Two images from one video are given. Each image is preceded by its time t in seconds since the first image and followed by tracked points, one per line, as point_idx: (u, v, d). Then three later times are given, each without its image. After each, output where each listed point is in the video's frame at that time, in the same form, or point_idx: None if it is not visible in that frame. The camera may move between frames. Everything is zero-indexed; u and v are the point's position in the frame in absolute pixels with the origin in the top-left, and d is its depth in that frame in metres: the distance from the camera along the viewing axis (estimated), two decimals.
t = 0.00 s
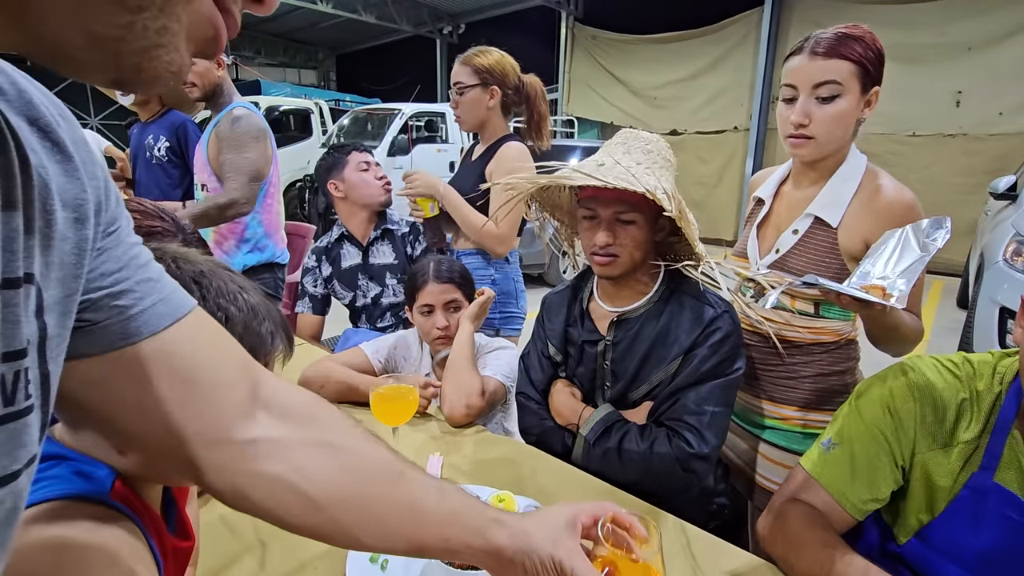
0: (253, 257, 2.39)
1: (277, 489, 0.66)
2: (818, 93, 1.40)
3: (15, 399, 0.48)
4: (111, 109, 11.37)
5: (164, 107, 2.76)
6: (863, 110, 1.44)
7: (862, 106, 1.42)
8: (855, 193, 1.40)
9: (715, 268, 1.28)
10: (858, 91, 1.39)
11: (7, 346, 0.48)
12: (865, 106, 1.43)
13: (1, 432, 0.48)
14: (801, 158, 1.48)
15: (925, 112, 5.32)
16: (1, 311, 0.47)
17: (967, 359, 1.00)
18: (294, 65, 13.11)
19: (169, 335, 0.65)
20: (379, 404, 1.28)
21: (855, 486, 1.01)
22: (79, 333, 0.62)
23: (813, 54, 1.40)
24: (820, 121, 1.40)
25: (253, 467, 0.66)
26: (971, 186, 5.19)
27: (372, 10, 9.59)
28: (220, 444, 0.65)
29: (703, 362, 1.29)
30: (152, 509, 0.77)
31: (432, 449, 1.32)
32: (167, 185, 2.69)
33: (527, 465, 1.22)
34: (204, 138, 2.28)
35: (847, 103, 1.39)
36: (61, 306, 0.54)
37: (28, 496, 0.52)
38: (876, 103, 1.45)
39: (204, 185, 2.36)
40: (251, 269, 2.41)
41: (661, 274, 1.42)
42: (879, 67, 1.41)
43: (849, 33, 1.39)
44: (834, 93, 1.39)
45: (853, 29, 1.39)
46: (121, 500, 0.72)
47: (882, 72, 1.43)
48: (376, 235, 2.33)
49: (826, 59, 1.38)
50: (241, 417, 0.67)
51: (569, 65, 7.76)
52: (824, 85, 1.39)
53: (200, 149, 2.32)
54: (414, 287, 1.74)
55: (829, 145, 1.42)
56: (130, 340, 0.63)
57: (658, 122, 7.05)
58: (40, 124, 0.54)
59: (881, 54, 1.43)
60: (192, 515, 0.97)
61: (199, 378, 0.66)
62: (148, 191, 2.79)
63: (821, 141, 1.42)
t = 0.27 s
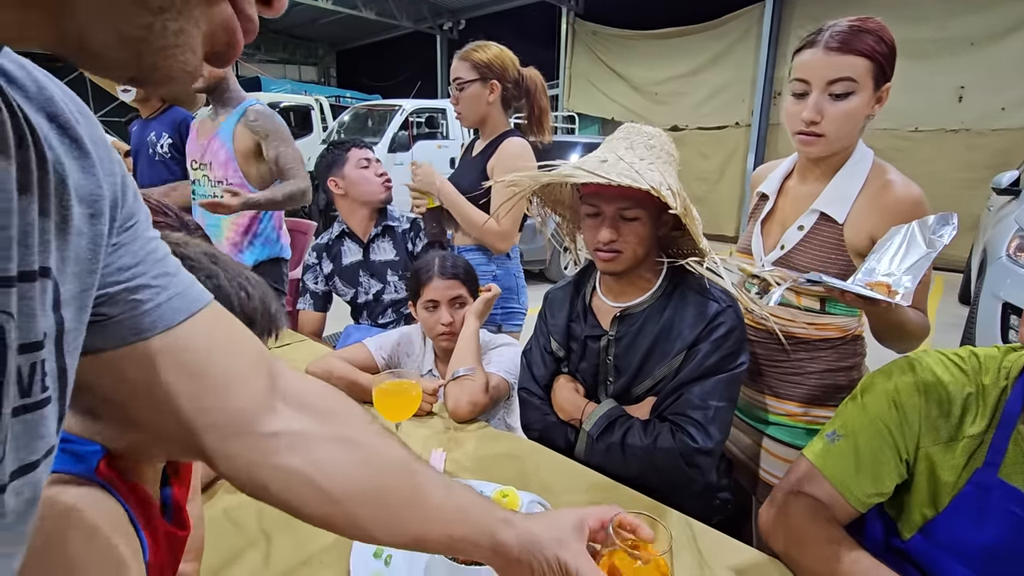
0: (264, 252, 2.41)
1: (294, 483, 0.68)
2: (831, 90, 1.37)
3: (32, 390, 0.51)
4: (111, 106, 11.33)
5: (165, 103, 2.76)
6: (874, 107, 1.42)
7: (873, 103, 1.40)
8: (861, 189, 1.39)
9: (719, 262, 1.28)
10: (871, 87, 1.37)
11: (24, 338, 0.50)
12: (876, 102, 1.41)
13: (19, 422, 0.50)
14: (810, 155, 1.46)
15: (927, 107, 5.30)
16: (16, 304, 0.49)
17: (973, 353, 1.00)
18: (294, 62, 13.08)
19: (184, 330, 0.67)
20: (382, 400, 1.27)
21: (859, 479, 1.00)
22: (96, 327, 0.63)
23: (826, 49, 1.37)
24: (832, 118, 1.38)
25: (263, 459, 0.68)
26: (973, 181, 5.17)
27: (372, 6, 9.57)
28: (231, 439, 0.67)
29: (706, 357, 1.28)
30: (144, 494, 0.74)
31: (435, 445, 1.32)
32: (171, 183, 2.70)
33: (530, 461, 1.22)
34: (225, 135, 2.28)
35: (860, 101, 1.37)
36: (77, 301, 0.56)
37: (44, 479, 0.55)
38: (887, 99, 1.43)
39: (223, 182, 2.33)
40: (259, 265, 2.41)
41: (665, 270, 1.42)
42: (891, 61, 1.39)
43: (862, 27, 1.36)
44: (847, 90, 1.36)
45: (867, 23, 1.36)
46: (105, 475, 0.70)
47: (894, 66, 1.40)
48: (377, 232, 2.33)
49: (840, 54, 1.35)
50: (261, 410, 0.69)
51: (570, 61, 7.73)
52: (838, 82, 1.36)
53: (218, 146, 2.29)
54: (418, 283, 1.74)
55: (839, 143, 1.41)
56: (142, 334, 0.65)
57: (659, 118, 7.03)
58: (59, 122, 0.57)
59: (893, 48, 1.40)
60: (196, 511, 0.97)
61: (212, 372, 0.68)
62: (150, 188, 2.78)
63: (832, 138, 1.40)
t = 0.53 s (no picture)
0: (266, 248, 2.38)
1: (220, 499, 0.54)
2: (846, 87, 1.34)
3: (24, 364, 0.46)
4: (111, 103, 11.27)
5: (164, 99, 2.75)
6: (886, 103, 1.39)
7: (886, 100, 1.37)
8: (869, 185, 1.38)
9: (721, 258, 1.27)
10: (886, 84, 1.34)
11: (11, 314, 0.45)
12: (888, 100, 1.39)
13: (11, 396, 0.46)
14: (821, 152, 1.44)
15: (931, 102, 5.28)
16: None
17: (982, 348, 0.99)
18: (294, 58, 13.05)
19: (132, 323, 0.55)
20: (385, 397, 1.27)
21: (869, 475, 0.99)
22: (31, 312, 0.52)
23: (841, 44, 1.32)
24: (847, 116, 1.35)
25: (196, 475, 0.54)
26: (977, 177, 5.15)
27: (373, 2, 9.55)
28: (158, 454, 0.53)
29: (709, 354, 1.28)
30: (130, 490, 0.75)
31: (436, 442, 1.32)
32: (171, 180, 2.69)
33: (532, 458, 1.21)
34: (239, 133, 2.29)
35: (875, 99, 1.34)
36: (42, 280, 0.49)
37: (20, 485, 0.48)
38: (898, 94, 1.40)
39: (234, 180, 2.34)
40: (262, 261, 2.40)
41: (667, 267, 1.41)
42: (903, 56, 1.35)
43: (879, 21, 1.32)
44: (863, 87, 1.33)
45: (882, 17, 1.32)
46: (99, 478, 0.71)
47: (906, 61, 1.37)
48: (376, 229, 2.33)
49: (856, 50, 1.31)
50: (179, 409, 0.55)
51: (571, 56, 7.70)
52: (855, 79, 1.32)
53: (231, 145, 2.30)
54: (420, 280, 1.74)
55: (851, 140, 1.38)
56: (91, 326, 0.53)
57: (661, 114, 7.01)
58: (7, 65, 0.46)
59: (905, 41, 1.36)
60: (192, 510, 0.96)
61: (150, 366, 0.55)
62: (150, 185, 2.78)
63: (845, 135, 1.38)
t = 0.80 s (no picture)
0: (268, 243, 2.41)
1: None
2: (858, 81, 1.32)
3: None
4: (113, 98, 11.27)
5: (165, 94, 2.74)
6: (898, 98, 1.37)
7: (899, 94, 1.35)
8: (879, 179, 1.37)
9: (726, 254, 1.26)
10: (899, 78, 1.32)
11: None
12: (900, 94, 1.37)
13: None
14: (830, 147, 1.42)
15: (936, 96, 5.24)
16: None
17: (992, 345, 0.99)
18: (296, 53, 13.02)
19: None
20: (387, 392, 1.26)
21: (875, 474, 0.99)
22: None
23: (853, 36, 1.31)
24: (857, 111, 1.33)
25: None
26: (982, 171, 5.12)
27: None
28: (19, 471, 0.38)
29: (714, 349, 1.27)
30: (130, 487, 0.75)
31: (439, 438, 1.32)
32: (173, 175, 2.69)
33: (535, 453, 1.21)
34: (244, 126, 2.31)
35: (886, 93, 1.32)
36: None
37: None
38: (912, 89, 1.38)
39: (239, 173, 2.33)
40: (264, 256, 2.42)
41: (671, 261, 1.40)
42: (918, 49, 1.33)
43: (894, 13, 1.30)
44: (875, 81, 1.31)
45: (896, 9, 1.30)
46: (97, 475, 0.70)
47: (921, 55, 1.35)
48: (377, 224, 2.32)
49: (869, 43, 1.29)
50: None
51: (574, 51, 7.67)
52: (866, 72, 1.31)
53: (236, 138, 2.31)
54: (422, 275, 1.73)
55: (862, 134, 1.37)
56: None
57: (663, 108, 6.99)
58: None
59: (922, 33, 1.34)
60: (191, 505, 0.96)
61: None
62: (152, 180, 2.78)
63: (856, 129, 1.36)
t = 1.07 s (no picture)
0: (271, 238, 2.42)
1: None
2: (869, 75, 1.30)
3: None
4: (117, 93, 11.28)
5: (170, 90, 2.74)
6: (910, 93, 1.36)
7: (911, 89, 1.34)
8: (889, 175, 1.36)
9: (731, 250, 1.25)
10: (911, 73, 1.30)
11: None
12: (912, 89, 1.35)
13: None
14: (839, 141, 1.41)
15: (943, 91, 5.21)
16: None
17: (1000, 341, 0.97)
18: (299, 48, 13.00)
19: None
20: (392, 387, 1.27)
21: (875, 472, 1.01)
22: None
23: (867, 29, 1.29)
24: (869, 105, 1.32)
25: None
26: (989, 167, 5.09)
27: None
28: None
29: (719, 345, 1.27)
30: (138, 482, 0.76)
31: (443, 432, 1.32)
32: (177, 170, 2.70)
33: (540, 449, 1.21)
34: (241, 115, 2.23)
35: (898, 88, 1.31)
36: None
37: None
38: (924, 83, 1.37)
39: (236, 163, 2.26)
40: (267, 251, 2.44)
41: (676, 257, 1.40)
42: (932, 43, 1.32)
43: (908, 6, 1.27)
44: (887, 76, 1.29)
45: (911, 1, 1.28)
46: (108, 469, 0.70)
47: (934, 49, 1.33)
48: (380, 219, 2.33)
49: (883, 37, 1.27)
50: None
51: (578, 46, 7.64)
52: (879, 67, 1.29)
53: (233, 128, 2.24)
54: (427, 270, 1.74)
55: (873, 129, 1.36)
56: None
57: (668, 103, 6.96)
58: None
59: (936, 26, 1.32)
60: (197, 497, 0.97)
61: None
62: (156, 174, 2.78)
63: (868, 123, 1.35)
